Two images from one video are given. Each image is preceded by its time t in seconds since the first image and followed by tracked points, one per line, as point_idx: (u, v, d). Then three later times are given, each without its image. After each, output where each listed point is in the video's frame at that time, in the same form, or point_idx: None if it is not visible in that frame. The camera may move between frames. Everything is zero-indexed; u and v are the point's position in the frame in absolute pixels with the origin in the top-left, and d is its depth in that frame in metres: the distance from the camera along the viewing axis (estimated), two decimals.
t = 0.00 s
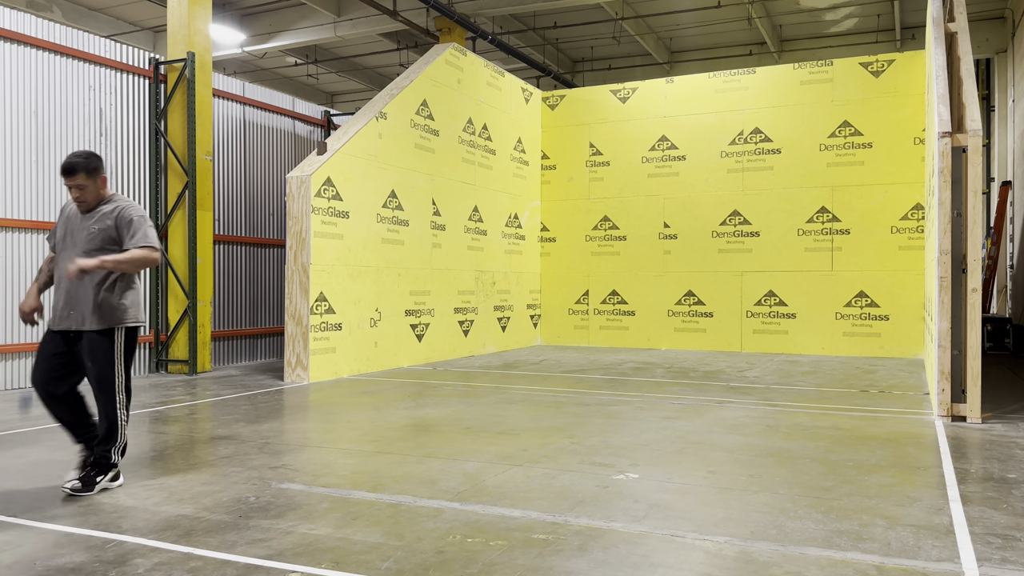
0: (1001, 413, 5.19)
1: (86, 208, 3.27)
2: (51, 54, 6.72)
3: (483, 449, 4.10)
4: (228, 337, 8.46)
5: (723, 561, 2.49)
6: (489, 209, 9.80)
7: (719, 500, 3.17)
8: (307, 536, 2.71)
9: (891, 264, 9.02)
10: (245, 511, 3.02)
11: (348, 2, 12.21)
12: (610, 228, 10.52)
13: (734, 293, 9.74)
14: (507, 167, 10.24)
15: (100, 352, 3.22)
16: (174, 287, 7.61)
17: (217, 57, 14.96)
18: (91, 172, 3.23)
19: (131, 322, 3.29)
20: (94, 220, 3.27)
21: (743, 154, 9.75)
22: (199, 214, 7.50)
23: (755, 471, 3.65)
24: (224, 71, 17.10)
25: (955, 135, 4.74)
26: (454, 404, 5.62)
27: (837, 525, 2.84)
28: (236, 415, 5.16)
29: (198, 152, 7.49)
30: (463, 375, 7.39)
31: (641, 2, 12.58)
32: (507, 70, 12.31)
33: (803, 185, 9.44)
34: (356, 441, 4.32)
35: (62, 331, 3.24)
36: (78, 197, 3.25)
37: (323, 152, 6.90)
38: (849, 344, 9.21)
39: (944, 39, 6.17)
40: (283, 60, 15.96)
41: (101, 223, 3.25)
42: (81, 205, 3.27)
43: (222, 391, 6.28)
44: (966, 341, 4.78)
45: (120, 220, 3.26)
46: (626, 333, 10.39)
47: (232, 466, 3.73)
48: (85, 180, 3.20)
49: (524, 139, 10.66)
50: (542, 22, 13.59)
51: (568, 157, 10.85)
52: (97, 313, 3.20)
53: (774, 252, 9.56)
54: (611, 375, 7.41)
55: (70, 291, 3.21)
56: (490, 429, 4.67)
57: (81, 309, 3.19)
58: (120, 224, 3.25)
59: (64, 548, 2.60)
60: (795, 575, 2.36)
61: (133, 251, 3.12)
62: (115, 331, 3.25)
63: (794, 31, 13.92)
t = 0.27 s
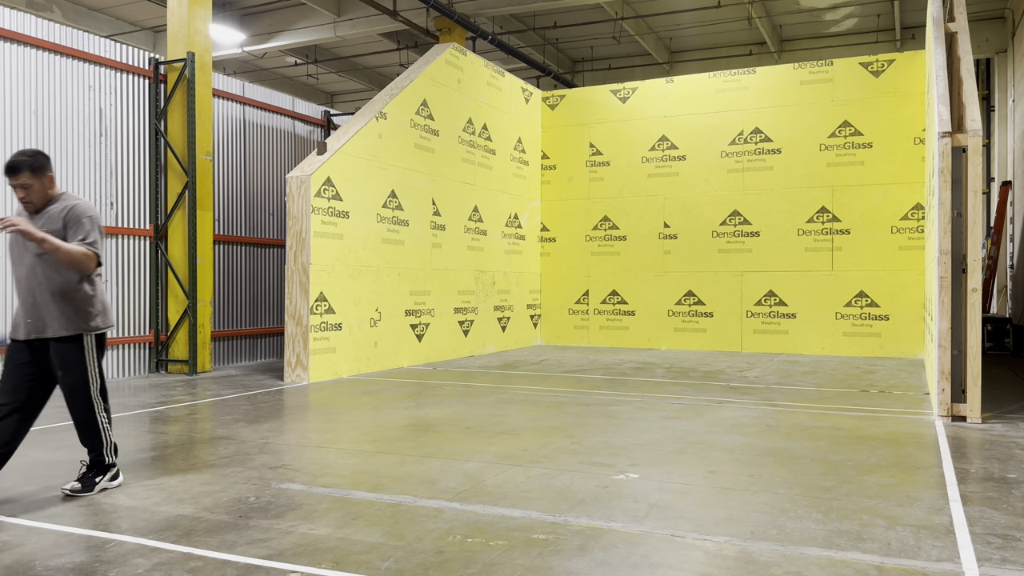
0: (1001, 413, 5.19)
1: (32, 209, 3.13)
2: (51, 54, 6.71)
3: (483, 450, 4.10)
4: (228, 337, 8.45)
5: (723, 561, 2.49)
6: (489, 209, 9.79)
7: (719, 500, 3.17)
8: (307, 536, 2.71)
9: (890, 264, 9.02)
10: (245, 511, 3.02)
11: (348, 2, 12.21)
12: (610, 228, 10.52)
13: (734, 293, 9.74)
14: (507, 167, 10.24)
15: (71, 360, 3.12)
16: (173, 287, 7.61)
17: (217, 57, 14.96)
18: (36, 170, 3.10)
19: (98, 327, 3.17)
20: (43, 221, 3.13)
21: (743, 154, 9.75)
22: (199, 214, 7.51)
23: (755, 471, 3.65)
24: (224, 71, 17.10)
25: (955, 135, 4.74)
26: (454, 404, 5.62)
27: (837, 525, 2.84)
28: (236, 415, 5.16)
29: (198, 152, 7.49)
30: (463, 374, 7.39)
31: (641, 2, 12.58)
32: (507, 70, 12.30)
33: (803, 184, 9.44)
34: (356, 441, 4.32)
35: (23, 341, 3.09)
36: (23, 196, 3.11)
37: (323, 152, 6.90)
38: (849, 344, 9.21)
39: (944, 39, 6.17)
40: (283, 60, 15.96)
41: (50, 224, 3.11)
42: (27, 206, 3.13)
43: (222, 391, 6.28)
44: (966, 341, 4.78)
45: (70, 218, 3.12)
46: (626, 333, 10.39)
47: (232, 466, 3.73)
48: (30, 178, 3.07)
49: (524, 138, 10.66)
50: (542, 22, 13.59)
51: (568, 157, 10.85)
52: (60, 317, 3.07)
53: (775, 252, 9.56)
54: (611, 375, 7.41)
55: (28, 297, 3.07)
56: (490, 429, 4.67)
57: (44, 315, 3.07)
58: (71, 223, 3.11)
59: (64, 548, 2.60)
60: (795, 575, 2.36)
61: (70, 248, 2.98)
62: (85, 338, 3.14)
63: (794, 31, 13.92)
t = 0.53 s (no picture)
0: (1001, 413, 5.19)
1: None
2: (51, 54, 6.71)
3: (483, 449, 4.10)
4: (228, 336, 8.46)
5: (723, 561, 2.49)
6: (489, 208, 9.79)
7: (719, 500, 3.17)
8: (307, 536, 2.71)
9: (890, 263, 9.02)
10: (246, 511, 3.02)
11: (348, 2, 12.21)
12: (611, 228, 10.52)
13: (734, 293, 9.74)
14: (507, 167, 10.24)
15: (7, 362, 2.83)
16: (174, 286, 7.61)
17: (217, 57, 14.97)
18: None
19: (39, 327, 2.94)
20: None
21: (743, 154, 9.75)
22: (199, 214, 7.52)
23: (755, 471, 3.65)
24: (224, 71, 17.10)
25: (955, 135, 4.74)
26: (454, 404, 5.62)
27: (837, 525, 2.84)
28: (236, 415, 5.16)
29: (198, 152, 7.49)
30: (463, 374, 7.39)
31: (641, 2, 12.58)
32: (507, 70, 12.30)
33: (803, 184, 9.44)
34: (356, 441, 4.32)
35: None
36: None
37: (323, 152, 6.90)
38: (849, 344, 9.21)
39: (944, 39, 6.17)
40: (283, 60, 15.96)
41: None
42: None
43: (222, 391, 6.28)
44: (966, 341, 4.78)
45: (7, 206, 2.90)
46: (626, 333, 10.39)
47: (233, 466, 3.73)
48: None
49: (524, 138, 10.66)
50: (542, 22, 13.59)
51: (568, 157, 10.85)
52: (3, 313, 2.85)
53: (775, 252, 9.56)
54: (611, 375, 7.41)
55: None
56: (490, 429, 4.66)
57: None
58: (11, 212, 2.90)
59: (65, 547, 2.60)
60: (795, 575, 2.36)
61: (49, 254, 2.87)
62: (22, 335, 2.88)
63: (794, 31, 13.92)
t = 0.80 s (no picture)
0: (1001, 413, 5.19)
1: None
2: (51, 54, 6.72)
3: (483, 450, 4.10)
4: (228, 336, 8.46)
5: (723, 561, 2.49)
6: (488, 208, 9.79)
7: (718, 500, 3.17)
8: (307, 536, 2.71)
9: (890, 263, 9.01)
10: (246, 511, 3.02)
11: (348, 2, 12.21)
12: (611, 228, 10.52)
13: (734, 293, 9.74)
14: (507, 168, 10.24)
15: None
16: (174, 287, 7.61)
17: (217, 57, 14.97)
18: None
19: None
20: None
21: (743, 154, 9.75)
22: (199, 214, 7.52)
23: (755, 471, 3.65)
24: (224, 71, 17.10)
25: (955, 135, 4.74)
26: (454, 404, 5.62)
27: (837, 525, 2.84)
28: (236, 415, 5.16)
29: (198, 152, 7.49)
30: (463, 374, 7.40)
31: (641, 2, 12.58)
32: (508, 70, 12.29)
33: (803, 184, 9.44)
34: (356, 441, 4.32)
35: None
36: None
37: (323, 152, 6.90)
38: (849, 344, 9.21)
39: (944, 39, 6.17)
40: (283, 60, 15.96)
41: None
42: None
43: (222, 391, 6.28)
44: (966, 341, 4.78)
45: None
46: (626, 333, 10.39)
47: (233, 466, 3.73)
48: None
49: (524, 138, 10.66)
50: (542, 22, 13.59)
51: (568, 157, 10.85)
52: None
53: (775, 252, 9.56)
54: (611, 375, 7.41)
55: None
56: (490, 429, 4.67)
57: None
58: None
59: (64, 548, 2.60)
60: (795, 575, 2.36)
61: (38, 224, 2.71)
62: None
63: (794, 31, 13.92)
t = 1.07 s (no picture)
0: (1001, 413, 5.19)
1: None
2: (51, 54, 6.71)
3: (483, 450, 4.10)
4: (228, 336, 8.46)
5: (723, 561, 2.49)
6: (488, 208, 9.79)
7: (718, 500, 3.17)
8: (307, 536, 2.71)
9: (890, 263, 9.01)
10: (246, 511, 3.02)
11: (348, 2, 12.21)
12: (610, 228, 10.52)
13: (734, 293, 9.74)
14: (507, 168, 10.23)
15: None
16: (173, 287, 7.61)
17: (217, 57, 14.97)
18: None
19: None
20: None
21: (743, 154, 9.75)
22: (198, 214, 7.52)
23: (755, 471, 3.65)
24: (224, 71, 17.11)
25: (955, 135, 4.74)
26: (455, 404, 5.62)
27: (837, 525, 2.84)
28: (236, 415, 5.17)
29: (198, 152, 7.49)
30: (463, 374, 7.40)
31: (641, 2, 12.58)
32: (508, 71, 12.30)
33: (803, 184, 9.44)
34: (356, 441, 4.32)
35: None
36: None
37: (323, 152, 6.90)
38: (849, 344, 9.21)
39: (944, 39, 6.17)
40: (283, 60, 15.96)
41: None
42: None
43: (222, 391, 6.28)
44: (966, 341, 4.78)
45: None
46: (626, 333, 10.39)
47: (233, 466, 3.73)
48: None
49: (524, 139, 10.66)
50: (542, 22, 13.59)
51: (568, 157, 10.85)
52: None
53: (775, 252, 9.56)
54: (611, 375, 7.41)
55: None
56: (490, 429, 4.66)
57: None
58: None
59: (64, 548, 2.59)
60: (795, 575, 2.36)
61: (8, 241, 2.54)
62: None
63: (794, 31, 13.92)
